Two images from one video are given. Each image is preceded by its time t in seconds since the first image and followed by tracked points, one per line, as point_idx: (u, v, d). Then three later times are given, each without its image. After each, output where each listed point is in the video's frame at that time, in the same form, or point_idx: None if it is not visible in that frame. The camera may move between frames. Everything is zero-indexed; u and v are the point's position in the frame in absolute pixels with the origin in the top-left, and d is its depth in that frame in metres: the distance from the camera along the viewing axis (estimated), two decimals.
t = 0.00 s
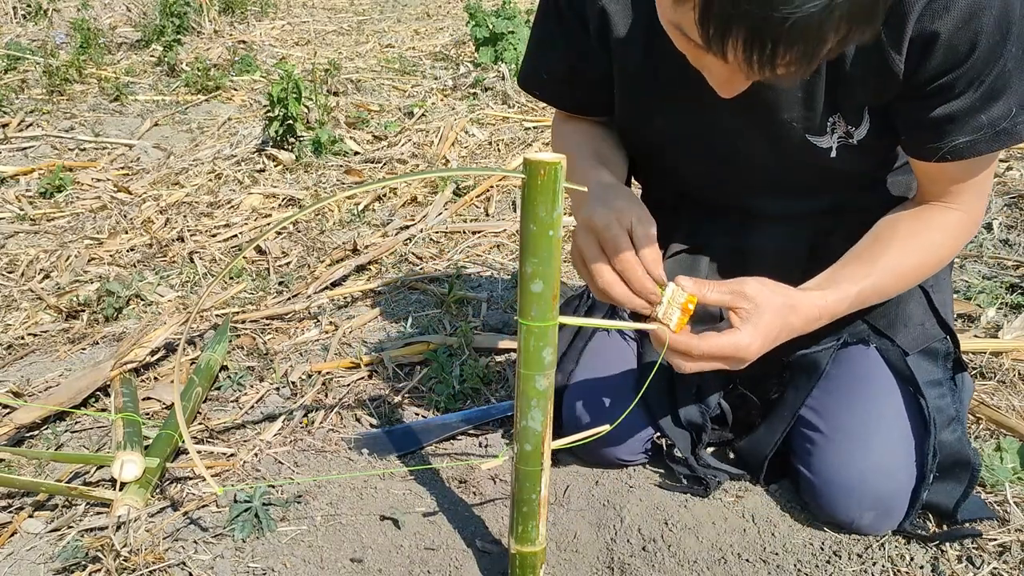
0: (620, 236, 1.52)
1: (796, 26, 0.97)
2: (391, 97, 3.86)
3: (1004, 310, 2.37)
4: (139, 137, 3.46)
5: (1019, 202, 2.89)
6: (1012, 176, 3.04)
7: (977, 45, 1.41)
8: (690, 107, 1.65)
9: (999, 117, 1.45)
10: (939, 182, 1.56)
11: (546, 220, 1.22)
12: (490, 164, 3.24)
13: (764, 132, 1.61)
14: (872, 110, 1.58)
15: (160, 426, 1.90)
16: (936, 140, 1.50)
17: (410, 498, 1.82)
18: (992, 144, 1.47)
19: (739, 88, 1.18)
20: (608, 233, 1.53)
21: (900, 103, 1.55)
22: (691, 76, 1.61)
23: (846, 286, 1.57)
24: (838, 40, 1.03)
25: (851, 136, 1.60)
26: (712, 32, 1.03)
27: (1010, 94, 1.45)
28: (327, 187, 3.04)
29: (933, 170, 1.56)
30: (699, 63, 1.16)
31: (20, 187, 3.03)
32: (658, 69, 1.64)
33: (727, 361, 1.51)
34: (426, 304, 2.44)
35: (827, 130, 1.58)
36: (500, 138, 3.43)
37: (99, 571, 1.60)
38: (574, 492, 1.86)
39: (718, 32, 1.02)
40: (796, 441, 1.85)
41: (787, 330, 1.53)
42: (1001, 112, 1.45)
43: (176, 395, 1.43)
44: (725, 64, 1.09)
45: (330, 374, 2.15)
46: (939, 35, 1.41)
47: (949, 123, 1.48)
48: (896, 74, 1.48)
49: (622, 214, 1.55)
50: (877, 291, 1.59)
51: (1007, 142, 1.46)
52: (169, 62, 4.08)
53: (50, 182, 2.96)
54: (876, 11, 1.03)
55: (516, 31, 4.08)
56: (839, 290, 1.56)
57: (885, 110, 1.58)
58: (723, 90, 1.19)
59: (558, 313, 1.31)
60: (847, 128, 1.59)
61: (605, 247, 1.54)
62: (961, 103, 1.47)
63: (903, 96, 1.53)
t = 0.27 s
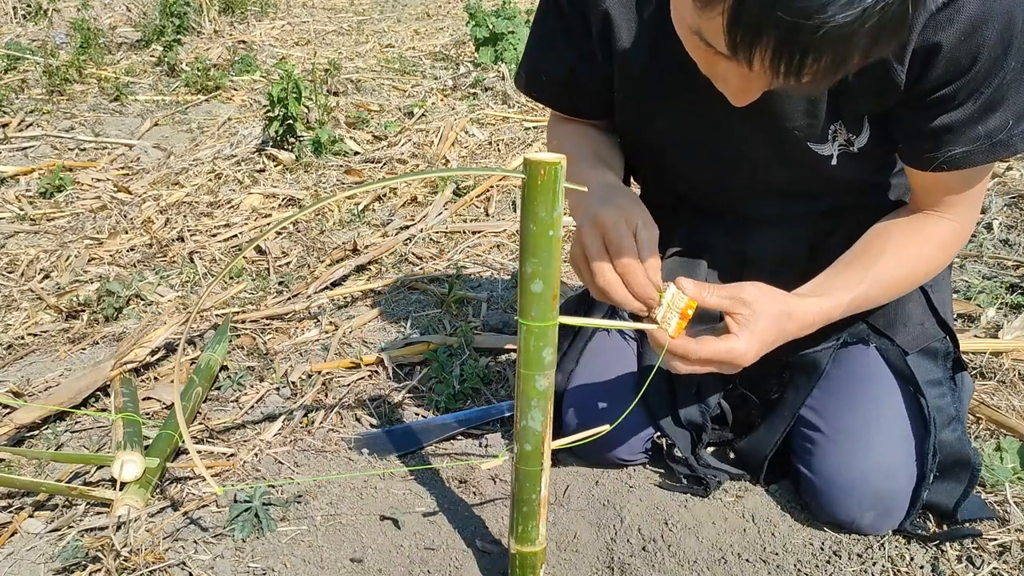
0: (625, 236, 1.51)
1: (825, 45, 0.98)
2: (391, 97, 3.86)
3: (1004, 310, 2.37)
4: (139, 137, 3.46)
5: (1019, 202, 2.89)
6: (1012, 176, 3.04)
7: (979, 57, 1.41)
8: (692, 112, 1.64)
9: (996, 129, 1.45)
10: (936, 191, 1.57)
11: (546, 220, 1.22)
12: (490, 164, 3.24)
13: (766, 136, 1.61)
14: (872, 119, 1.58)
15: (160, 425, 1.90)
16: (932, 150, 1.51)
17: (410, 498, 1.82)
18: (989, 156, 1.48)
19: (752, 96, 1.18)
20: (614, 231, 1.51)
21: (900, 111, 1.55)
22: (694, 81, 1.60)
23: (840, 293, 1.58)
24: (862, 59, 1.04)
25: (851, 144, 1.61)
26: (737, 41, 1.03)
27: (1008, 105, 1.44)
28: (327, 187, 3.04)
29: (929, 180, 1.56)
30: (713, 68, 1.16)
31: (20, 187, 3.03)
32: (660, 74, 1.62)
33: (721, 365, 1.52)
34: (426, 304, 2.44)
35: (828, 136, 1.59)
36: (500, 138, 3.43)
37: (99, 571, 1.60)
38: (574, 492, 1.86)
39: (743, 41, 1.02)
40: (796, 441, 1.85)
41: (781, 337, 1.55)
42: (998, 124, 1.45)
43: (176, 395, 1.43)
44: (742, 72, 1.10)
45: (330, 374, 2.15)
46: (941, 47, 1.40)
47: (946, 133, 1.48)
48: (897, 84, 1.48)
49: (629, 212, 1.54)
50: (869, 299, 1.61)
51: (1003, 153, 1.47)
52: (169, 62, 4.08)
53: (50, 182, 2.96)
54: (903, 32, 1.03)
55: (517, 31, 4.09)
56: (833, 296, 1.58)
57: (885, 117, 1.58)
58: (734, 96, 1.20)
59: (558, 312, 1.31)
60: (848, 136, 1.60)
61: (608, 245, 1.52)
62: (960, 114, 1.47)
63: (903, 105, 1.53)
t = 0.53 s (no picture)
0: (631, 244, 1.53)
1: (854, 72, 0.99)
2: (391, 97, 3.86)
3: (1004, 310, 2.37)
4: (139, 137, 3.46)
5: (1019, 202, 2.89)
6: (1012, 176, 3.05)
7: (982, 72, 1.41)
8: (694, 116, 1.64)
9: (993, 143, 1.46)
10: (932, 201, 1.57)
11: (546, 220, 1.22)
12: (490, 164, 3.24)
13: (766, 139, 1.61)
14: (873, 128, 1.58)
15: (160, 426, 1.90)
16: (930, 161, 1.51)
17: (410, 498, 1.82)
18: (986, 169, 1.48)
19: (764, 112, 1.19)
20: (621, 237, 1.53)
21: (901, 122, 1.54)
22: (697, 85, 1.60)
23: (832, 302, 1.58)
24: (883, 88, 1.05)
25: (854, 153, 1.61)
26: (763, 63, 1.02)
27: (1006, 118, 1.45)
28: (327, 187, 3.04)
29: (928, 191, 1.56)
30: (728, 84, 1.16)
31: (20, 187, 3.03)
32: (663, 78, 1.62)
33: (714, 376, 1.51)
34: (426, 304, 2.44)
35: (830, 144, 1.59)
36: (500, 138, 3.43)
37: (99, 571, 1.60)
38: (574, 492, 1.86)
39: (770, 64, 1.02)
40: (795, 441, 1.85)
41: (774, 346, 1.54)
42: (996, 137, 1.45)
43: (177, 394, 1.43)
44: (761, 91, 1.10)
45: (330, 374, 2.15)
46: (946, 61, 1.39)
47: (945, 145, 1.48)
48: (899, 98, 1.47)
49: (639, 220, 1.57)
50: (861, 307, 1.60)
51: (1000, 165, 1.47)
52: (169, 62, 4.08)
53: (50, 182, 2.96)
54: (926, 62, 1.05)
55: (517, 31, 4.09)
56: (827, 304, 1.57)
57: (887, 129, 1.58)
58: (746, 112, 1.20)
59: (558, 312, 1.31)
60: (850, 144, 1.60)
61: (612, 249, 1.54)
62: (960, 126, 1.47)
63: (904, 116, 1.52)
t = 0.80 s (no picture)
0: (643, 254, 1.48)
1: (873, 105, 0.98)
2: (391, 97, 3.86)
3: (1004, 310, 2.37)
4: (139, 137, 3.46)
5: (1019, 202, 2.89)
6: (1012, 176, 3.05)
7: (992, 82, 1.39)
8: (698, 118, 1.64)
9: (998, 154, 1.45)
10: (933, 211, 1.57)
11: (546, 220, 1.22)
12: (490, 164, 3.24)
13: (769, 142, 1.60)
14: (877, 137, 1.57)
15: (160, 426, 1.90)
16: (932, 172, 1.50)
17: (410, 498, 1.82)
18: (989, 180, 1.47)
19: (774, 129, 1.18)
20: (632, 248, 1.48)
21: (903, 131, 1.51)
22: (701, 86, 1.60)
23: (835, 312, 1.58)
24: (899, 117, 1.05)
25: (858, 161, 1.61)
26: (782, 90, 1.01)
27: (1011, 130, 1.44)
28: (327, 187, 3.04)
29: (930, 202, 1.56)
30: (741, 101, 1.15)
31: (20, 187, 3.03)
32: (667, 80, 1.62)
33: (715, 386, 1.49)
34: (426, 304, 2.44)
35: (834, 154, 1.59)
36: (500, 138, 3.43)
37: (99, 571, 1.60)
38: (574, 492, 1.86)
39: (789, 91, 1.00)
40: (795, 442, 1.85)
41: (776, 358, 1.54)
42: (1000, 149, 1.45)
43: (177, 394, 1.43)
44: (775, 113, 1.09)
45: (330, 374, 2.15)
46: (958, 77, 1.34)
47: (949, 157, 1.47)
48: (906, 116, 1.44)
49: (651, 230, 1.52)
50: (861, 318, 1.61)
51: (1004, 178, 1.46)
52: (169, 62, 4.08)
53: (50, 182, 2.96)
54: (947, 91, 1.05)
55: (517, 31, 4.09)
56: (829, 314, 1.57)
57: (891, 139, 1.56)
58: (756, 128, 1.19)
59: (558, 312, 1.30)
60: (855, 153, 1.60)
61: (622, 258, 1.48)
62: (965, 138, 1.45)
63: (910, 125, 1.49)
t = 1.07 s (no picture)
0: (649, 253, 1.47)
1: (894, 127, 0.98)
2: (391, 97, 3.86)
3: (1004, 310, 2.37)
4: (139, 137, 3.46)
5: (1019, 202, 2.89)
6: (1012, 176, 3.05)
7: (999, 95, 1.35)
8: (701, 125, 1.64)
9: (1001, 164, 1.43)
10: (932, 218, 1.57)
11: (547, 220, 1.22)
12: (490, 164, 3.24)
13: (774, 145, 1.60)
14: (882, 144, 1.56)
15: (160, 426, 1.90)
16: (936, 180, 1.48)
17: (410, 498, 1.82)
18: (991, 189, 1.46)
19: (789, 141, 1.16)
20: (640, 246, 1.47)
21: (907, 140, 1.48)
22: (707, 89, 1.60)
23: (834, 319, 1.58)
24: (917, 138, 1.05)
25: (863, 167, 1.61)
26: (802, 111, 1.00)
27: (1014, 141, 1.41)
28: (327, 186, 3.04)
29: (932, 209, 1.56)
30: (753, 114, 1.13)
31: (20, 187, 3.03)
32: (671, 84, 1.62)
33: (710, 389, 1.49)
34: (426, 303, 2.44)
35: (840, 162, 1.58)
36: (500, 138, 3.43)
37: (99, 571, 1.60)
38: (574, 492, 1.86)
39: (810, 112, 0.99)
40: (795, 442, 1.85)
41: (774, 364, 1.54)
42: (1004, 159, 1.43)
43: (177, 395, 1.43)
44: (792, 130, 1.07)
45: (330, 374, 2.15)
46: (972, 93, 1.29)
47: (953, 165, 1.45)
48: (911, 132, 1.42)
49: (655, 227, 1.52)
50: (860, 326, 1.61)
51: (1006, 187, 1.45)
52: (169, 62, 4.08)
53: (50, 182, 2.96)
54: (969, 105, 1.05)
55: (517, 31, 4.09)
56: (829, 322, 1.57)
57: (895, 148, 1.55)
58: (770, 139, 1.17)
59: (558, 312, 1.30)
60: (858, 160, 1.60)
61: (629, 255, 1.47)
62: (969, 147, 1.43)
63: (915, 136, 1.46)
